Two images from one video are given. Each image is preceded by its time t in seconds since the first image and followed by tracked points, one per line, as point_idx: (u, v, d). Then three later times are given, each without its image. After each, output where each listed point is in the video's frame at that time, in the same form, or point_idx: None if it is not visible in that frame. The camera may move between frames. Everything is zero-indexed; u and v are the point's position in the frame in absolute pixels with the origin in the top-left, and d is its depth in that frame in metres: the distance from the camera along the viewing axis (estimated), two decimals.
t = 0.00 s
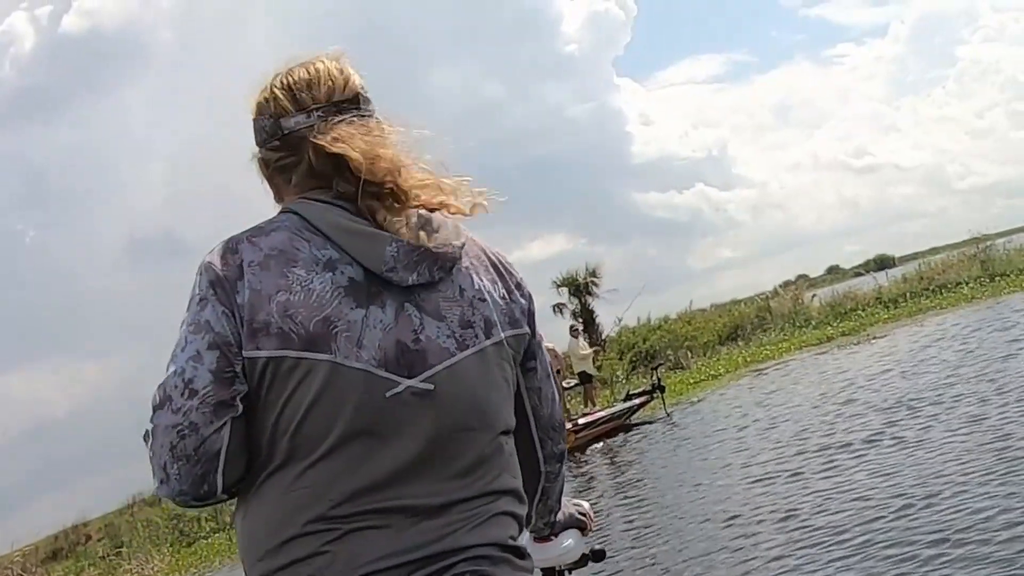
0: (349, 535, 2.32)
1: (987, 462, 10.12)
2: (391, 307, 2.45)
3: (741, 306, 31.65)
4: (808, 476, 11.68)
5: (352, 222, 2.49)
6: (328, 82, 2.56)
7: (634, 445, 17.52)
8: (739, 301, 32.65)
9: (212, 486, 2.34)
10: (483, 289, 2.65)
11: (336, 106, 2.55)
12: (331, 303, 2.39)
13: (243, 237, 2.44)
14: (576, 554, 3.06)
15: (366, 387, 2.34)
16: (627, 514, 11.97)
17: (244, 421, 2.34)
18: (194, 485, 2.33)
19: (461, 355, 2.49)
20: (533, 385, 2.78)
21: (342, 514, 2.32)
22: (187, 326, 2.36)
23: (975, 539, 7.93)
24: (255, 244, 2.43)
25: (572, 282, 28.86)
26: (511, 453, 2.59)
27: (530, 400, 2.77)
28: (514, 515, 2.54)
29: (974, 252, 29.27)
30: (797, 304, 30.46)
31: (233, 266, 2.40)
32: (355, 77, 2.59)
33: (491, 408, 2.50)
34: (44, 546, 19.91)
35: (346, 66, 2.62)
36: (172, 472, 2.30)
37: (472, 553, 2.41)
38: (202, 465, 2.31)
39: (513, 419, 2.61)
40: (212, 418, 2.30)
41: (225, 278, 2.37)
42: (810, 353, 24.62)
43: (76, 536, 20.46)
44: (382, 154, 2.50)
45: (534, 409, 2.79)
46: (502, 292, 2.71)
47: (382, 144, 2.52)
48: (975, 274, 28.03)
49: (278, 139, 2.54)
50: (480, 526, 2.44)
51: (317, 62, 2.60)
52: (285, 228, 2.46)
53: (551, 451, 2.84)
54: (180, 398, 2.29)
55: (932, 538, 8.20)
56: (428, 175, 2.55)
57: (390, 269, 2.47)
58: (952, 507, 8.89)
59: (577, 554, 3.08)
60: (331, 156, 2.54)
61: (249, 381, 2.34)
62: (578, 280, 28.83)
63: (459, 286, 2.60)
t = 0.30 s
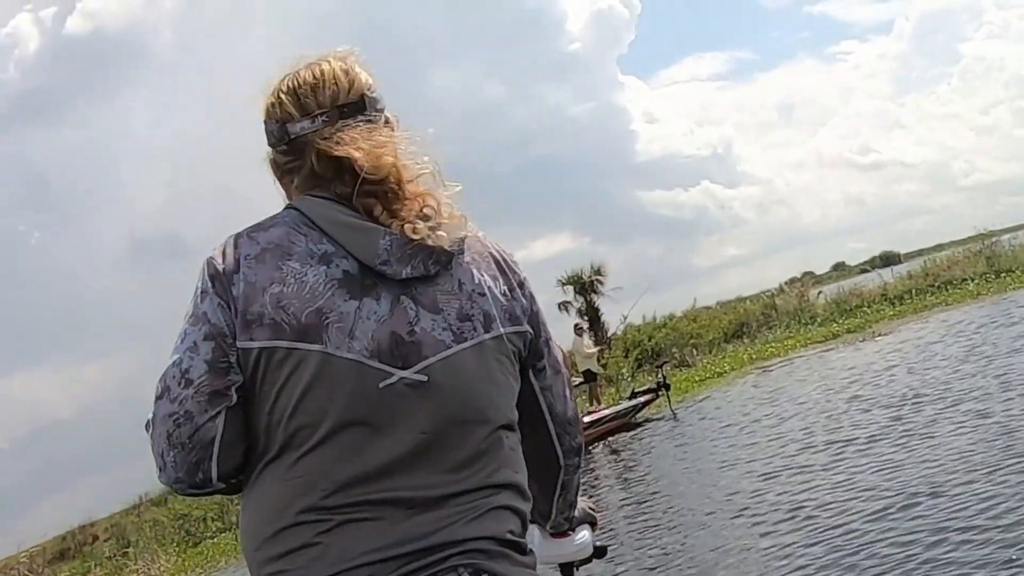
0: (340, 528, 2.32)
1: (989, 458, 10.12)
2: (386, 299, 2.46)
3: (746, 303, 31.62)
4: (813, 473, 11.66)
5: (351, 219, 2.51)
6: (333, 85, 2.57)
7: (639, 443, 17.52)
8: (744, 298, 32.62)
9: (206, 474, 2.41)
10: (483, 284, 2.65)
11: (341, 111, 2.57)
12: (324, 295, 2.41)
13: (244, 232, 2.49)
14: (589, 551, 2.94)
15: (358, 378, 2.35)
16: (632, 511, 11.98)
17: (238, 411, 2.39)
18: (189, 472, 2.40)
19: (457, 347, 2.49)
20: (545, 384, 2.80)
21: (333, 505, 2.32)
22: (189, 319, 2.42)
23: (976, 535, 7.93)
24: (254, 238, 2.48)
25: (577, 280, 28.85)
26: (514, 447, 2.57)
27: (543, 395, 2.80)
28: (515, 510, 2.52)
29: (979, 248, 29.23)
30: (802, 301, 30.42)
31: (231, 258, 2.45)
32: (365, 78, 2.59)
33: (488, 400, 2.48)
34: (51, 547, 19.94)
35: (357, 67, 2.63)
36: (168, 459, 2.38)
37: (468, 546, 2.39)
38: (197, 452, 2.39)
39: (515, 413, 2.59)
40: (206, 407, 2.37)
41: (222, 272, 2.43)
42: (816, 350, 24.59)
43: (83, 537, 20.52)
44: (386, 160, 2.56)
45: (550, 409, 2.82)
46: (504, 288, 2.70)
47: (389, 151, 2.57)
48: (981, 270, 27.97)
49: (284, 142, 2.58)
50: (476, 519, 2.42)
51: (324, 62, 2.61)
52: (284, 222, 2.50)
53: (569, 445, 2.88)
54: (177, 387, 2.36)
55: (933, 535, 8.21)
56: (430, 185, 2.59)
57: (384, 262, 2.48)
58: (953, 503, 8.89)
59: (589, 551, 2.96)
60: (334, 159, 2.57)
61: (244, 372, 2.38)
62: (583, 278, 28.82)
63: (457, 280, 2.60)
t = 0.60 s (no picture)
0: (334, 525, 2.32)
1: (993, 439, 10.13)
2: (370, 293, 2.45)
3: (752, 289, 31.57)
4: (819, 457, 11.66)
5: (331, 215, 2.52)
6: (309, 85, 2.58)
7: (645, 431, 17.53)
8: (750, 284, 32.57)
9: (198, 476, 2.46)
10: (470, 273, 2.62)
11: (320, 110, 2.58)
12: (306, 291, 2.42)
13: (230, 238, 2.53)
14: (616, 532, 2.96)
15: (341, 372, 2.35)
16: (639, 499, 12.02)
17: (226, 413, 2.43)
18: (182, 475, 2.45)
19: (444, 337, 2.47)
20: (555, 369, 2.79)
21: (326, 500, 2.32)
22: (179, 326, 2.48)
23: (976, 516, 7.97)
24: (238, 243, 2.51)
25: (581, 270, 28.84)
26: (512, 437, 2.56)
27: (555, 381, 2.80)
28: (515, 500, 2.51)
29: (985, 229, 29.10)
30: (808, 285, 30.36)
31: (216, 263, 2.49)
32: (342, 74, 2.61)
33: (477, 390, 2.46)
34: (63, 548, 20.05)
35: (332, 65, 2.64)
36: (161, 464, 2.43)
37: (468, 539, 2.39)
38: (188, 455, 2.43)
39: (511, 402, 2.58)
40: (194, 410, 2.41)
41: (206, 277, 2.47)
42: (822, 335, 24.54)
43: (95, 537, 20.60)
44: (369, 154, 2.57)
45: (564, 392, 2.81)
46: (494, 278, 2.67)
47: (369, 145, 2.58)
48: (986, 251, 27.87)
49: (266, 147, 2.60)
50: (475, 511, 2.41)
51: (300, 62, 2.63)
52: (268, 224, 2.52)
53: (587, 426, 2.85)
54: (166, 392, 2.42)
55: (936, 517, 8.25)
56: (414, 176, 2.60)
57: (364, 256, 2.48)
58: (957, 485, 8.91)
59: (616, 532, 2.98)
60: (315, 159, 2.58)
61: (230, 373, 2.42)
62: (587, 267, 28.80)
63: (444, 271, 2.58)
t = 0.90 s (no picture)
0: (325, 523, 2.32)
1: (993, 414, 10.14)
2: (349, 287, 2.44)
3: (752, 269, 31.54)
4: (820, 436, 11.67)
5: (307, 208, 2.51)
6: (285, 79, 2.57)
7: (647, 413, 17.55)
8: (750, 263, 32.53)
9: (184, 478, 2.48)
10: (451, 262, 2.60)
11: (297, 104, 2.57)
12: (283, 288, 2.41)
13: (206, 238, 2.54)
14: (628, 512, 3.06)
15: (323, 368, 2.34)
16: (641, 482, 12.06)
17: (208, 414, 2.44)
18: (168, 478, 2.47)
19: (426, 328, 2.46)
20: (548, 352, 2.77)
21: (315, 498, 2.33)
22: (160, 328, 2.49)
23: (977, 492, 7.98)
24: (214, 242, 2.51)
25: (581, 253, 28.82)
26: (501, 426, 2.55)
27: (547, 363, 2.77)
28: (505, 490, 2.51)
29: (984, 204, 29.04)
30: (808, 264, 30.32)
31: (194, 264, 2.49)
32: (322, 67, 2.60)
33: (462, 380, 2.45)
34: (69, 544, 20.10)
35: (312, 58, 2.63)
36: (147, 467, 2.46)
37: (459, 531, 2.38)
38: (172, 458, 2.46)
39: (499, 391, 2.57)
40: (177, 412, 2.43)
41: (184, 278, 2.48)
42: (822, 313, 24.52)
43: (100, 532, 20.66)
44: (342, 147, 2.54)
45: (556, 373, 2.79)
46: (478, 266, 2.65)
47: (345, 138, 2.56)
48: (987, 225, 27.80)
49: (244, 143, 2.59)
50: (465, 503, 2.41)
51: (280, 55, 2.62)
52: (244, 222, 2.52)
53: (581, 405, 2.84)
54: (150, 395, 2.44)
55: (937, 492, 8.28)
56: (390, 168, 2.57)
57: (341, 249, 2.46)
58: (957, 462, 8.92)
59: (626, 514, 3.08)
60: (292, 153, 2.57)
61: (212, 374, 2.43)
62: (587, 250, 28.78)
63: (424, 260, 2.56)
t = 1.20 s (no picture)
0: (319, 530, 2.33)
1: (996, 394, 10.12)
2: (329, 290, 2.43)
3: (755, 250, 31.50)
4: (823, 418, 11.67)
5: (283, 210, 2.50)
6: (260, 75, 2.55)
7: (650, 397, 17.57)
8: (753, 245, 32.50)
9: (178, 493, 2.53)
10: (434, 256, 2.58)
11: (272, 102, 2.55)
12: (262, 296, 2.41)
13: (183, 248, 2.53)
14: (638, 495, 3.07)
15: (306, 375, 2.34)
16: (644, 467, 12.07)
17: (197, 428, 2.47)
18: (162, 494, 2.52)
19: (411, 326, 2.44)
20: (530, 342, 2.76)
21: (307, 506, 2.33)
22: (143, 344, 2.50)
23: (978, 473, 7.98)
24: (191, 252, 2.51)
25: (583, 238, 28.80)
26: (494, 420, 2.54)
27: (528, 353, 2.76)
28: (502, 485, 2.50)
29: (987, 182, 28.97)
30: (811, 245, 30.28)
31: (172, 276, 2.49)
32: (298, 61, 2.58)
33: (450, 376, 2.44)
34: (76, 539, 20.15)
35: (288, 51, 2.60)
36: (141, 484, 2.50)
37: (455, 532, 2.39)
38: (165, 474, 2.50)
39: (490, 385, 2.55)
40: (165, 428, 2.46)
41: (163, 291, 2.47)
42: (825, 294, 24.49)
43: (107, 526, 20.76)
44: (318, 144, 2.52)
45: (535, 362, 2.78)
46: (462, 258, 2.63)
47: (322, 135, 2.54)
48: (989, 204, 27.74)
49: (219, 142, 2.57)
50: (460, 503, 2.41)
51: (253, 51, 2.59)
52: (220, 230, 2.51)
53: (564, 394, 2.85)
54: (138, 413, 2.47)
55: (944, 472, 8.29)
56: (369, 164, 2.57)
57: (318, 253, 2.45)
58: (959, 442, 8.91)
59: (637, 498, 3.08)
60: (267, 152, 2.55)
61: (198, 388, 2.44)
62: (589, 235, 28.76)
63: (406, 256, 2.55)
